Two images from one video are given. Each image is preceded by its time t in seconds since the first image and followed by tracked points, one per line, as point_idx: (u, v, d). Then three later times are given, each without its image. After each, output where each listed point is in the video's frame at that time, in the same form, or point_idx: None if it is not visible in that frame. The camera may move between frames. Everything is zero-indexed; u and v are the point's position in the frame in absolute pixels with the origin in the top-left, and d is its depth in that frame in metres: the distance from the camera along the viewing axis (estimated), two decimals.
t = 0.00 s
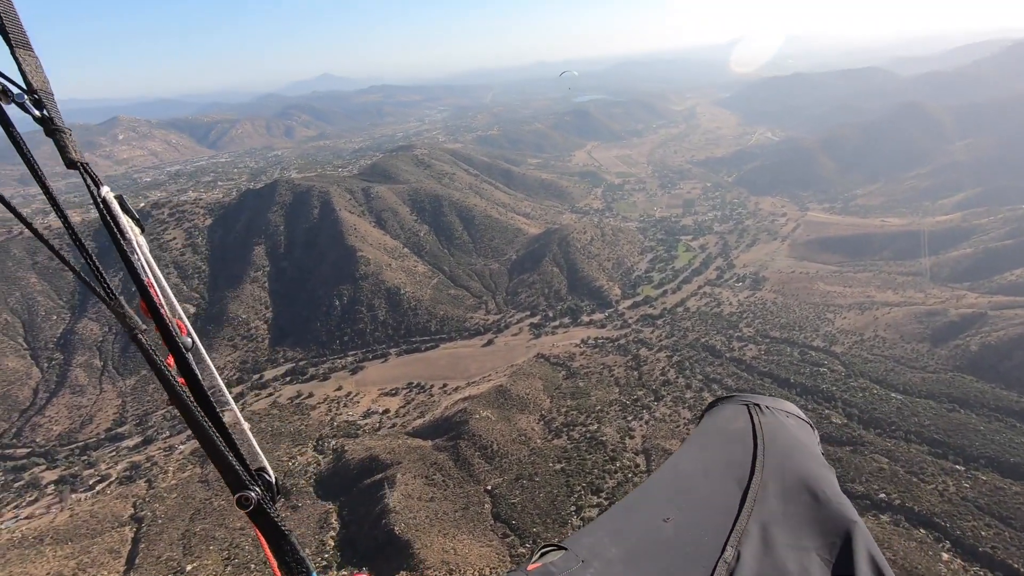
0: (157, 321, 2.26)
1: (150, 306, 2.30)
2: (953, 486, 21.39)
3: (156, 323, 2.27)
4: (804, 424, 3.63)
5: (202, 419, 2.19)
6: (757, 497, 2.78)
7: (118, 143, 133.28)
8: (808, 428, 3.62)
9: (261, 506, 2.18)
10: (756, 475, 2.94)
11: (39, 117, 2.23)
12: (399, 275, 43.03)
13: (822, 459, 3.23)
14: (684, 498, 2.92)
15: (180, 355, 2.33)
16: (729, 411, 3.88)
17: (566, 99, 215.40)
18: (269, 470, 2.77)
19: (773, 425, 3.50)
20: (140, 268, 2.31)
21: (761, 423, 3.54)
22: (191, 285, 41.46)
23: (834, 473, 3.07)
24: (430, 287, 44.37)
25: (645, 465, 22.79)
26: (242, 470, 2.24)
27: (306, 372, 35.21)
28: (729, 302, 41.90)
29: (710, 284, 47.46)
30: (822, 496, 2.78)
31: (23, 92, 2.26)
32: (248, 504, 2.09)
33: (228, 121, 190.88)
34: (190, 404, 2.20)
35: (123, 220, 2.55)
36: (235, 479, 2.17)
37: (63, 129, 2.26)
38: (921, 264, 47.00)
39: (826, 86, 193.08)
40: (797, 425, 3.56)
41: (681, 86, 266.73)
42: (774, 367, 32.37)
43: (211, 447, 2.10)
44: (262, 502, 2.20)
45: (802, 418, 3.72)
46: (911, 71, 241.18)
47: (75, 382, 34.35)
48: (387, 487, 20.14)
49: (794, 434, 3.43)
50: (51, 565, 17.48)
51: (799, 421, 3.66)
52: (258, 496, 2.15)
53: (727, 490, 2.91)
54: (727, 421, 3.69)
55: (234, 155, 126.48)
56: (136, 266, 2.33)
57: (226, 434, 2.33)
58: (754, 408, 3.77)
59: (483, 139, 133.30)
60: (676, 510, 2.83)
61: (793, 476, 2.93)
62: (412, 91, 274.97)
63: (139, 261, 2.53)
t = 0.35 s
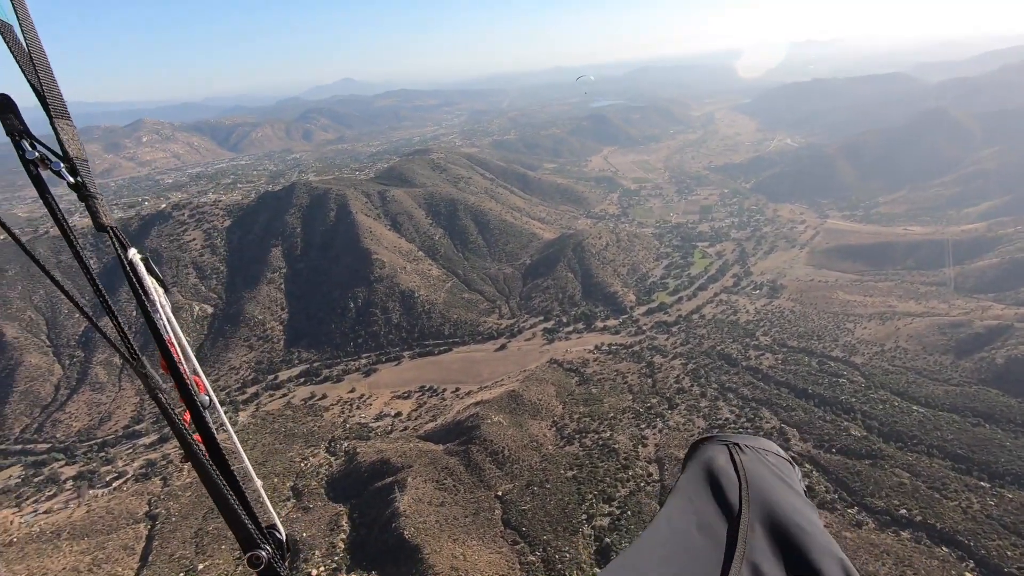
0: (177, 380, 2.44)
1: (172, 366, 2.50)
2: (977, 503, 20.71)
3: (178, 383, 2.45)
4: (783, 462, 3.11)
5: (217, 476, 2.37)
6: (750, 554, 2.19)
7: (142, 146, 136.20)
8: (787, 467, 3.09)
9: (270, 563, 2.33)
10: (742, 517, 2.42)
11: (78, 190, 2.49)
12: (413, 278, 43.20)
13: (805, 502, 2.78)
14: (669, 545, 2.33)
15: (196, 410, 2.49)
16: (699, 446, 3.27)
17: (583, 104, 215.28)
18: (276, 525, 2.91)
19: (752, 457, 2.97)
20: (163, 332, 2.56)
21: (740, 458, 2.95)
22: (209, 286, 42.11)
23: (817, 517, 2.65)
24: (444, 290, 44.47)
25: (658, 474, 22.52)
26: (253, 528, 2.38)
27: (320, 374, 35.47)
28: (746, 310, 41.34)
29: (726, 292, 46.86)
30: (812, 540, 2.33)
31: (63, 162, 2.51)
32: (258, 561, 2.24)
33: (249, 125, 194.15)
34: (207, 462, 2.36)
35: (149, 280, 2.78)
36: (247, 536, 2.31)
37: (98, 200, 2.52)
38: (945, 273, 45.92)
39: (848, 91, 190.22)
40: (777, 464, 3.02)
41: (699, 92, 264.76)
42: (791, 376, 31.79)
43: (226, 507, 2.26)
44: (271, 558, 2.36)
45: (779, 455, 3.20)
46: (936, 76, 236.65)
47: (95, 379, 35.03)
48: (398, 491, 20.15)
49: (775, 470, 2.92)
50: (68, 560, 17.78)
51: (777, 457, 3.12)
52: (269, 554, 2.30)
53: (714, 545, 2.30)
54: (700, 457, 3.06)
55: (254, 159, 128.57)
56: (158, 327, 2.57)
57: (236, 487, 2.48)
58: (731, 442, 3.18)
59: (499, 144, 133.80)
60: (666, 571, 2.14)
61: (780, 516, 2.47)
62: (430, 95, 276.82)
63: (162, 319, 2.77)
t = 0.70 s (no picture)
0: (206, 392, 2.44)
1: (202, 375, 2.51)
2: (996, 511, 20.23)
3: (209, 396, 2.48)
4: (809, 508, 3.06)
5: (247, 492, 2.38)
6: None
7: (160, 140, 137.90)
8: (816, 515, 3.03)
9: None
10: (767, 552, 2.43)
11: (110, 189, 2.52)
12: (425, 274, 43.27)
13: (832, 550, 2.73)
14: (701, 572, 2.31)
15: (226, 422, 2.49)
16: (723, 485, 3.24)
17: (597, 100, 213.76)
18: (302, 535, 2.92)
19: (776, 500, 2.96)
20: (194, 340, 2.53)
21: (765, 502, 2.92)
22: (224, 280, 42.55)
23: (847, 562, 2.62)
24: (455, 286, 44.45)
25: (669, 475, 22.34)
26: (282, 545, 2.42)
27: (331, 369, 35.70)
28: (760, 310, 40.78)
29: (740, 292, 46.26)
30: None
31: (95, 156, 2.51)
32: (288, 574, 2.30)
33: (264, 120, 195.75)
34: (241, 477, 2.40)
35: (181, 285, 2.76)
36: (277, 554, 2.34)
37: (128, 200, 2.53)
38: (966, 276, 44.90)
39: (868, 89, 186.78)
40: (804, 509, 2.97)
41: (717, 90, 261.40)
42: (806, 378, 31.30)
43: (255, 520, 2.30)
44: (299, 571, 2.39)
45: (806, 501, 3.15)
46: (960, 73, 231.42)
47: (111, 370, 35.60)
48: (407, 486, 20.19)
49: (801, 515, 2.89)
50: (83, 549, 18.10)
51: (802, 502, 3.08)
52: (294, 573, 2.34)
53: None
54: (725, 496, 3.03)
55: (269, 153, 129.59)
56: (191, 335, 2.54)
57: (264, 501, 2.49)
58: (756, 485, 3.15)
59: (512, 140, 133.46)
60: None
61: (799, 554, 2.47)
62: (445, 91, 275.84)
63: (193, 326, 2.76)
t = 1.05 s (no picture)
0: (253, 361, 2.14)
1: (248, 347, 2.19)
2: (1002, 499, 20.14)
3: (256, 366, 2.13)
4: (851, 501, 2.90)
5: (292, 475, 2.11)
6: None
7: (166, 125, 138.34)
8: (859, 508, 2.88)
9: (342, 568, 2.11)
10: (817, 560, 2.28)
11: (150, 144, 2.05)
12: (430, 260, 43.19)
13: (882, 548, 2.57)
14: None
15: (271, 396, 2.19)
16: (757, 476, 3.10)
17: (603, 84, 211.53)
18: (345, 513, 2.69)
19: (816, 495, 2.81)
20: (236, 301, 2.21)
21: (805, 498, 2.77)
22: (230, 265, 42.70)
23: (900, 563, 2.46)
24: (461, 272, 44.37)
25: (672, 461, 22.37)
26: (327, 525, 2.16)
27: (337, 354, 35.90)
28: (766, 297, 40.55)
29: (746, 279, 45.98)
30: None
31: (135, 111, 2.07)
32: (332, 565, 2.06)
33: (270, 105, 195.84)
34: (284, 457, 2.13)
35: (221, 250, 2.44)
36: (322, 539, 2.09)
37: (170, 154, 2.08)
38: (976, 262, 44.35)
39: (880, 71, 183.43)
40: (846, 504, 2.82)
41: (725, 73, 258.04)
42: (812, 365, 31.14)
43: (304, 508, 2.03)
44: (346, 562, 2.13)
45: (850, 494, 2.98)
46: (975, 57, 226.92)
47: (120, 354, 35.93)
48: (411, 471, 20.34)
49: (844, 512, 2.73)
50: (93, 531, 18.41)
51: (844, 496, 2.93)
52: (343, 557, 2.10)
53: None
54: (760, 490, 2.88)
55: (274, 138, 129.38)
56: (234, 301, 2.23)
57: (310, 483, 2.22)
58: (795, 477, 2.99)
59: (517, 125, 132.45)
60: None
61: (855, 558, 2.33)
62: (451, 75, 273.80)
63: (235, 288, 2.44)
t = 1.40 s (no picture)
0: (313, 358, 2.09)
1: (309, 342, 2.14)
2: (1002, 491, 20.13)
3: (312, 358, 2.12)
4: (876, 482, 2.77)
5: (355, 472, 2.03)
6: None
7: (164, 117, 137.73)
8: (885, 489, 2.75)
9: (407, 567, 2.06)
10: (848, 539, 2.16)
11: (212, 136, 2.09)
12: (430, 252, 43.10)
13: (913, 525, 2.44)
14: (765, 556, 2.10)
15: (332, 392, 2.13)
16: (779, 458, 2.98)
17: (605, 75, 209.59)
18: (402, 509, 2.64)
19: (842, 476, 2.67)
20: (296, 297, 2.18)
21: (831, 477, 2.65)
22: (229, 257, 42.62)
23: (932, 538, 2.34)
24: (461, 264, 44.28)
25: (673, 453, 22.33)
26: (389, 524, 2.11)
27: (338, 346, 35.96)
28: (768, 289, 40.42)
29: (748, 271, 45.79)
30: (929, 561, 2.08)
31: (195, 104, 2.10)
32: (398, 567, 2.01)
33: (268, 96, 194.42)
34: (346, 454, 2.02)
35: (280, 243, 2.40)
36: (383, 537, 2.05)
37: (228, 141, 2.18)
38: (980, 255, 44.10)
39: (885, 61, 181.55)
40: (872, 484, 2.70)
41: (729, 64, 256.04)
42: (813, 357, 31.07)
43: (365, 505, 1.99)
44: (407, 561, 2.08)
45: (874, 475, 2.86)
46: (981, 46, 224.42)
47: (120, 347, 35.96)
48: (410, 464, 20.40)
49: (872, 491, 2.61)
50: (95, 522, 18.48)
51: (869, 476, 2.80)
52: (405, 558, 2.04)
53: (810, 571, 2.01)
54: (783, 472, 2.75)
55: (273, 130, 128.66)
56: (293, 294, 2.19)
57: (370, 479, 2.17)
58: (818, 459, 2.86)
59: (518, 116, 131.57)
60: None
61: (886, 536, 2.21)
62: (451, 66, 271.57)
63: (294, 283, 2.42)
